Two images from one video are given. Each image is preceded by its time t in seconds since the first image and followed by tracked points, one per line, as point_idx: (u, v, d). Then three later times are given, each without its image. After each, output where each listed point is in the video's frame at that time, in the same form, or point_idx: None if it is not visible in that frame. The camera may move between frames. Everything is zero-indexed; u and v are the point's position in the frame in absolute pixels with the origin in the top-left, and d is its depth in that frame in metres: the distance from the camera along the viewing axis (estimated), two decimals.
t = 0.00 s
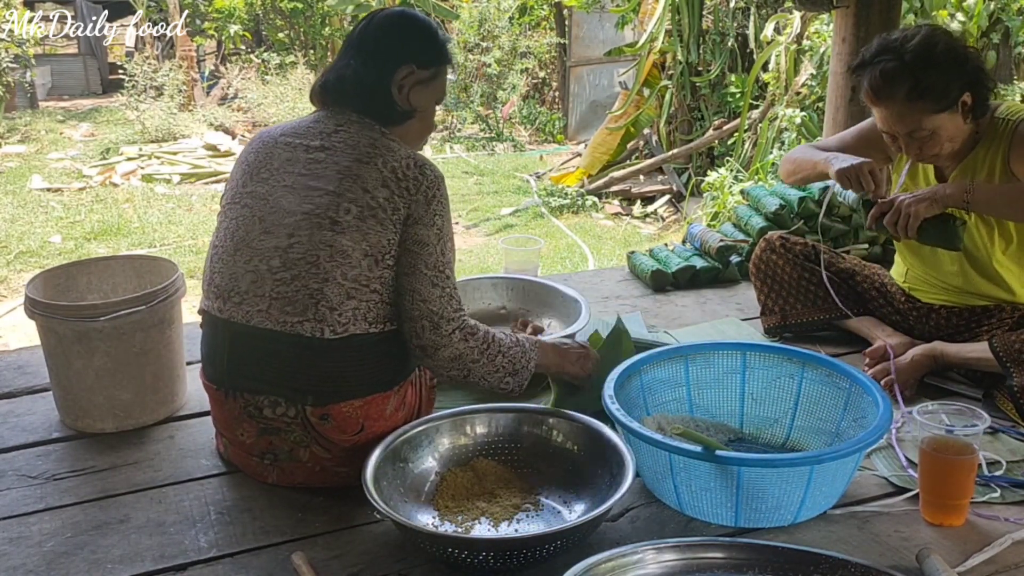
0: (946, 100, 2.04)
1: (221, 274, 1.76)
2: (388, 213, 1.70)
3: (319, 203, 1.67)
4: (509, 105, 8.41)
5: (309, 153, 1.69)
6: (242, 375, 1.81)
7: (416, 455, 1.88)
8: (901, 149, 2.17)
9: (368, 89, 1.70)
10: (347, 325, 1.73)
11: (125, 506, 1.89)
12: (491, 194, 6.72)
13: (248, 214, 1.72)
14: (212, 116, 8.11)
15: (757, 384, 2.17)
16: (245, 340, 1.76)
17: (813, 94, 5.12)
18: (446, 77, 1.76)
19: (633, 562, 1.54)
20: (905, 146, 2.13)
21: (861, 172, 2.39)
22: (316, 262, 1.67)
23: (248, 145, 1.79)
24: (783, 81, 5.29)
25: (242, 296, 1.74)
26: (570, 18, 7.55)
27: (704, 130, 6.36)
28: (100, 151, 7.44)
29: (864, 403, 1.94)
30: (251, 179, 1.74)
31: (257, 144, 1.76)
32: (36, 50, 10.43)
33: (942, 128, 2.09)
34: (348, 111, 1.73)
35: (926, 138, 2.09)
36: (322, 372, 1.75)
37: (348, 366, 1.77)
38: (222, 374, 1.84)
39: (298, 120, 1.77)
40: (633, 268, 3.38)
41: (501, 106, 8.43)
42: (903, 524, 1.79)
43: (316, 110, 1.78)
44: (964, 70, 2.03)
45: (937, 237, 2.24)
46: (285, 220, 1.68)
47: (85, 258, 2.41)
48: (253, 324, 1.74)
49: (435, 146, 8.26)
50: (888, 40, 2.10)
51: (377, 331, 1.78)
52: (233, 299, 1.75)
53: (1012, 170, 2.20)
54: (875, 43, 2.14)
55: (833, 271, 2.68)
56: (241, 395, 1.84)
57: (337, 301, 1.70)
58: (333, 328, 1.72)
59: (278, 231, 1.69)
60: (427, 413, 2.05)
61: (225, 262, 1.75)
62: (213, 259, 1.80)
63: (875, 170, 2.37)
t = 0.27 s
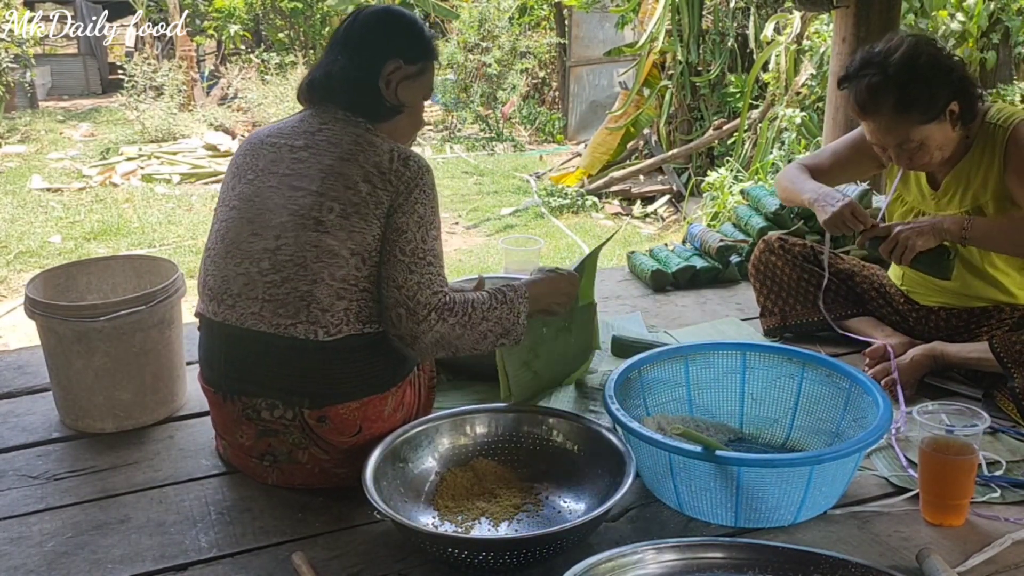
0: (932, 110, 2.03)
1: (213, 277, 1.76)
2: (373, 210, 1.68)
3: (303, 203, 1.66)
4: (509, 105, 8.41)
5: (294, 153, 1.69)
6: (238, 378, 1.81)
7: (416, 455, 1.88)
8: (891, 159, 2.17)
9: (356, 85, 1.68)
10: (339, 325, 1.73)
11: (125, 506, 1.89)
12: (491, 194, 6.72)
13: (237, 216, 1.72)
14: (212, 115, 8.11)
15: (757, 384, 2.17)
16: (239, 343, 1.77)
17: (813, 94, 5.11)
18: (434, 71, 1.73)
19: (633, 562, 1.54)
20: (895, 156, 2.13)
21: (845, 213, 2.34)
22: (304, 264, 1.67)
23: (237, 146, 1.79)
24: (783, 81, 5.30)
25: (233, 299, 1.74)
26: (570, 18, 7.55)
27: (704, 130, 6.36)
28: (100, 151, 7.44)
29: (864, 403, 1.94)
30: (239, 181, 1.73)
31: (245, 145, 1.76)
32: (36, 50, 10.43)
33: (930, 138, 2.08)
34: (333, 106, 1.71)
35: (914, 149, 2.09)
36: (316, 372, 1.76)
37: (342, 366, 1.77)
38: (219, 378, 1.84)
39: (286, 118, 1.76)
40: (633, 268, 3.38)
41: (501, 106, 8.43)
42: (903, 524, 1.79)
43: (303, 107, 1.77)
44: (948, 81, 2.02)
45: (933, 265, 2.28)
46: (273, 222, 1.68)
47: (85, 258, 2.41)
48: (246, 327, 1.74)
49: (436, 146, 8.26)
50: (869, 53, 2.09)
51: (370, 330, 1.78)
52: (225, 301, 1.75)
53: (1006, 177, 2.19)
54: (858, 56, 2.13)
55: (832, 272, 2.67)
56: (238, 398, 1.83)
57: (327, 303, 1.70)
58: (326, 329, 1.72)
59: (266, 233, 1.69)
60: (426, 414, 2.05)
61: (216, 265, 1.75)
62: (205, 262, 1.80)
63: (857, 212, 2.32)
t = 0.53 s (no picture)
0: (925, 118, 2.03)
1: (209, 280, 1.76)
2: (366, 210, 1.67)
3: (295, 205, 1.65)
4: (509, 105, 8.41)
5: (286, 153, 1.68)
6: (237, 380, 1.81)
7: (416, 455, 1.88)
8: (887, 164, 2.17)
9: (350, 83, 1.68)
10: (335, 326, 1.73)
11: (126, 506, 1.89)
12: (491, 194, 6.72)
13: (231, 218, 1.72)
14: (212, 116, 8.11)
15: (757, 384, 2.17)
16: (235, 346, 1.77)
17: (813, 94, 5.10)
18: (428, 69, 1.74)
19: (633, 562, 1.54)
20: (890, 162, 2.14)
21: (842, 224, 2.31)
22: (297, 266, 1.67)
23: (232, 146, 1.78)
24: (783, 81, 5.30)
25: (229, 301, 1.74)
26: (570, 18, 7.55)
27: (704, 130, 6.36)
28: (100, 151, 7.44)
29: (864, 403, 1.94)
30: (234, 182, 1.73)
31: (240, 145, 1.76)
32: (36, 50, 10.43)
33: (924, 144, 2.08)
34: (328, 106, 1.71)
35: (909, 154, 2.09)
36: (314, 374, 1.76)
37: (340, 367, 1.77)
38: (217, 379, 1.84)
39: (280, 117, 1.75)
40: (633, 268, 3.38)
41: (501, 106, 8.43)
42: (903, 524, 1.79)
43: (297, 106, 1.76)
44: (939, 88, 2.02)
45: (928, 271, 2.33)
46: (266, 223, 1.68)
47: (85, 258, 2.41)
48: (243, 329, 1.75)
49: (436, 146, 8.25)
50: (859, 62, 2.09)
51: (367, 330, 1.78)
52: (221, 304, 1.75)
53: (1002, 179, 2.18)
54: (849, 64, 2.13)
55: (832, 272, 2.65)
56: (236, 400, 1.83)
57: (323, 304, 1.70)
58: (322, 331, 1.72)
59: (259, 235, 1.68)
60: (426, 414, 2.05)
61: (211, 267, 1.75)
62: (201, 264, 1.80)
63: (855, 221, 2.29)
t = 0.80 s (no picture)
0: (923, 126, 2.02)
1: (207, 283, 1.76)
2: (362, 211, 1.67)
3: (291, 207, 1.65)
4: (509, 105, 8.42)
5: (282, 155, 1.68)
6: (236, 383, 1.81)
7: (416, 455, 1.88)
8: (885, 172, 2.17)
9: (345, 81, 1.68)
10: (334, 329, 1.73)
11: (126, 506, 1.89)
12: (491, 194, 6.72)
13: (228, 221, 1.72)
14: (212, 116, 8.12)
15: (757, 384, 2.17)
16: (234, 349, 1.77)
17: (813, 94, 5.09)
18: (424, 69, 1.74)
19: (633, 562, 1.54)
20: (889, 171, 2.14)
21: (851, 228, 2.27)
22: (294, 269, 1.67)
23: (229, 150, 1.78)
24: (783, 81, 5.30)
25: (227, 305, 1.74)
26: (570, 18, 7.56)
27: (704, 130, 6.37)
28: (100, 151, 7.44)
29: (864, 403, 1.94)
30: (231, 185, 1.73)
31: (238, 148, 1.76)
32: (36, 50, 10.43)
33: (924, 153, 2.08)
34: (325, 106, 1.71)
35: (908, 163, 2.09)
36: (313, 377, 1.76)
37: (338, 370, 1.77)
38: (216, 383, 1.84)
39: (277, 119, 1.75)
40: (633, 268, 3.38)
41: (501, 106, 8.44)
42: (903, 524, 1.79)
43: (295, 108, 1.77)
44: (936, 96, 2.02)
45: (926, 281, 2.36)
46: (262, 226, 1.67)
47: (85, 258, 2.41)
48: (242, 333, 1.75)
49: (436, 146, 8.23)
50: (855, 72, 2.08)
51: (366, 333, 1.78)
52: (220, 307, 1.76)
53: (1001, 183, 2.19)
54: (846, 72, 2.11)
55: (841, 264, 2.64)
56: (237, 403, 1.84)
57: (320, 307, 1.70)
58: (320, 333, 1.72)
59: (256, 237, 1.68)
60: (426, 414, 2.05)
61: (209, 270, 1.75)
62: (199, 267, 1.80)
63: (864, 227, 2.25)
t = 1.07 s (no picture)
0: (921, 136, 2.02)
1: (205, 287, 1.77)
2: (359, 211, 1.66)
3: (287, 209, 1.65)
4: (509, 105, 8.42)
5: (277, 156, 1.67)
6: (236, 385, 1.82)
7: (416, 455, 1.88)
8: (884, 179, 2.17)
9: (339, 79, 1.68)
10: (333, 331, 1.73)
11: (126, 506, 1.89)
12: (491, 195, 6.72)
13: (224, 224, 1.72)
14: (212, 116, 8.13)
15: (757, 384, 2.17)
16: (234, 353, 1.78)
17: (813, 93, 5.09)
18: (417, 64, 1.73)
19: (633, 562, 1.54)
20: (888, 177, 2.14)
21: (862, 257, 2.25)
22: (292, 271, 1.67)
23: (223, 150, 1.78)
24: (783, 81, 5.31)
25: (226, 308, 1.75)
26: (570, 18, 7.56)
27: (704, 130, 6.37)
28: (100, 151, 7.44)
29: (864, 403, 1.94)
30: (225, 187, 1.73)
31: (231, 148, 1.75)
32: (36, 50, 10.43)
33: (923, 161, 2.08)
34: (319, 105, 1.70)
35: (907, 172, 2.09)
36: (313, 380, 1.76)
37: (338, 372, 1.77)
38: (216, 386, 1.85)
39: (270, 118, 1.75)
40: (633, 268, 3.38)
41: (501, 106, 8.44)
42: (903, 524, 1.79)
43: (288, 106, 1.76)
44: (933, 106, 2.01)
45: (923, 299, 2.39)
46: (259, 229, 1.67)
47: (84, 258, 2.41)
48: (241, 336, 1.75)
49: (436, 146, 8.22)
50: (851, 83, 2.07)
51: (366, 333, 1.78)
52: (218, 310, 1.76)
53: (1004, 190, 2.19)
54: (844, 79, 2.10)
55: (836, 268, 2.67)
56: (237, 405, 1.84)
57: (319, 309, 1.70)
58: (320, 336, 1.72)
59: (253, 240, 1.68)
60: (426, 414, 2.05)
61: (207, 274, 1.75)
62: (196, 270, 1.80)
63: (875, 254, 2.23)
